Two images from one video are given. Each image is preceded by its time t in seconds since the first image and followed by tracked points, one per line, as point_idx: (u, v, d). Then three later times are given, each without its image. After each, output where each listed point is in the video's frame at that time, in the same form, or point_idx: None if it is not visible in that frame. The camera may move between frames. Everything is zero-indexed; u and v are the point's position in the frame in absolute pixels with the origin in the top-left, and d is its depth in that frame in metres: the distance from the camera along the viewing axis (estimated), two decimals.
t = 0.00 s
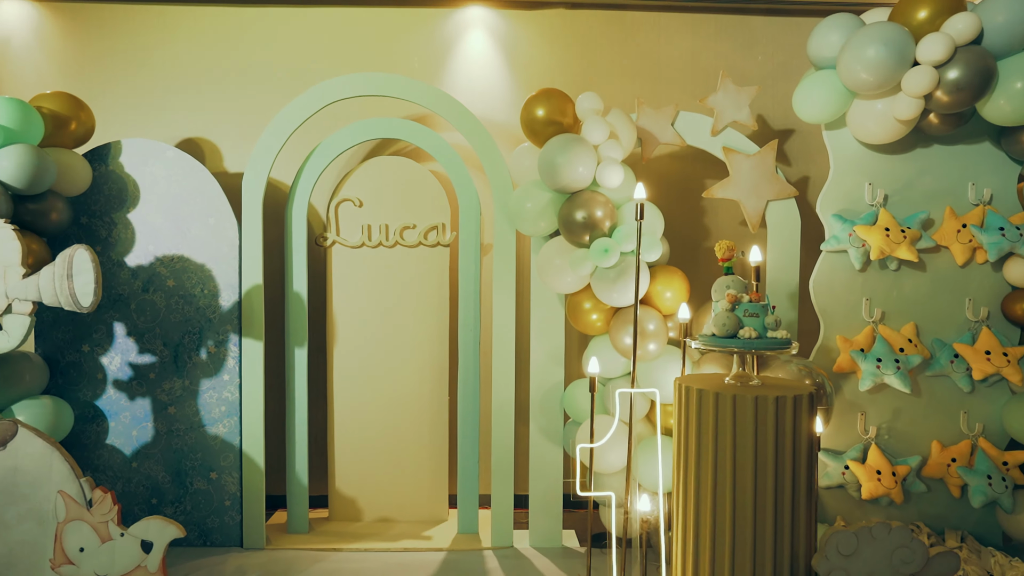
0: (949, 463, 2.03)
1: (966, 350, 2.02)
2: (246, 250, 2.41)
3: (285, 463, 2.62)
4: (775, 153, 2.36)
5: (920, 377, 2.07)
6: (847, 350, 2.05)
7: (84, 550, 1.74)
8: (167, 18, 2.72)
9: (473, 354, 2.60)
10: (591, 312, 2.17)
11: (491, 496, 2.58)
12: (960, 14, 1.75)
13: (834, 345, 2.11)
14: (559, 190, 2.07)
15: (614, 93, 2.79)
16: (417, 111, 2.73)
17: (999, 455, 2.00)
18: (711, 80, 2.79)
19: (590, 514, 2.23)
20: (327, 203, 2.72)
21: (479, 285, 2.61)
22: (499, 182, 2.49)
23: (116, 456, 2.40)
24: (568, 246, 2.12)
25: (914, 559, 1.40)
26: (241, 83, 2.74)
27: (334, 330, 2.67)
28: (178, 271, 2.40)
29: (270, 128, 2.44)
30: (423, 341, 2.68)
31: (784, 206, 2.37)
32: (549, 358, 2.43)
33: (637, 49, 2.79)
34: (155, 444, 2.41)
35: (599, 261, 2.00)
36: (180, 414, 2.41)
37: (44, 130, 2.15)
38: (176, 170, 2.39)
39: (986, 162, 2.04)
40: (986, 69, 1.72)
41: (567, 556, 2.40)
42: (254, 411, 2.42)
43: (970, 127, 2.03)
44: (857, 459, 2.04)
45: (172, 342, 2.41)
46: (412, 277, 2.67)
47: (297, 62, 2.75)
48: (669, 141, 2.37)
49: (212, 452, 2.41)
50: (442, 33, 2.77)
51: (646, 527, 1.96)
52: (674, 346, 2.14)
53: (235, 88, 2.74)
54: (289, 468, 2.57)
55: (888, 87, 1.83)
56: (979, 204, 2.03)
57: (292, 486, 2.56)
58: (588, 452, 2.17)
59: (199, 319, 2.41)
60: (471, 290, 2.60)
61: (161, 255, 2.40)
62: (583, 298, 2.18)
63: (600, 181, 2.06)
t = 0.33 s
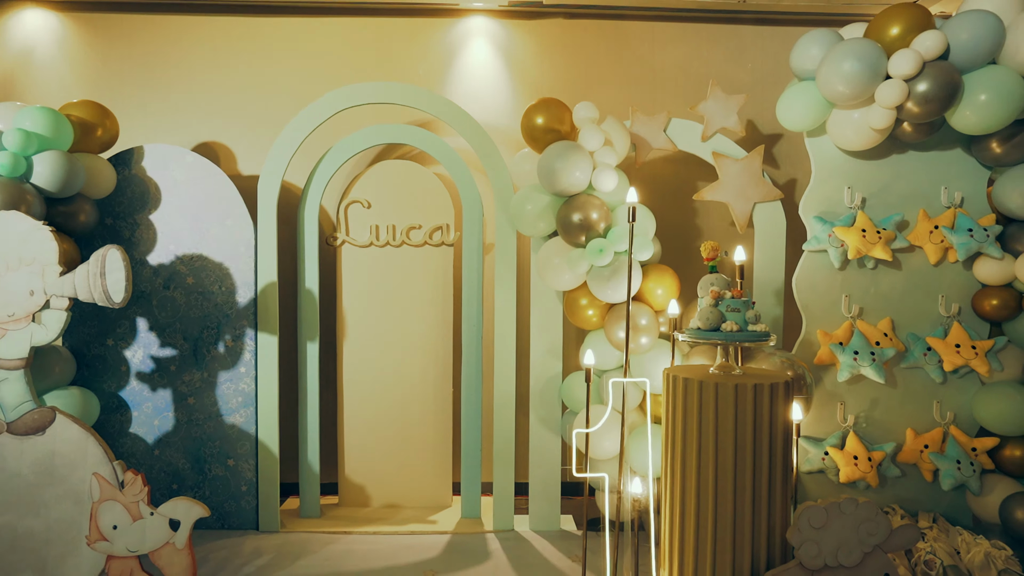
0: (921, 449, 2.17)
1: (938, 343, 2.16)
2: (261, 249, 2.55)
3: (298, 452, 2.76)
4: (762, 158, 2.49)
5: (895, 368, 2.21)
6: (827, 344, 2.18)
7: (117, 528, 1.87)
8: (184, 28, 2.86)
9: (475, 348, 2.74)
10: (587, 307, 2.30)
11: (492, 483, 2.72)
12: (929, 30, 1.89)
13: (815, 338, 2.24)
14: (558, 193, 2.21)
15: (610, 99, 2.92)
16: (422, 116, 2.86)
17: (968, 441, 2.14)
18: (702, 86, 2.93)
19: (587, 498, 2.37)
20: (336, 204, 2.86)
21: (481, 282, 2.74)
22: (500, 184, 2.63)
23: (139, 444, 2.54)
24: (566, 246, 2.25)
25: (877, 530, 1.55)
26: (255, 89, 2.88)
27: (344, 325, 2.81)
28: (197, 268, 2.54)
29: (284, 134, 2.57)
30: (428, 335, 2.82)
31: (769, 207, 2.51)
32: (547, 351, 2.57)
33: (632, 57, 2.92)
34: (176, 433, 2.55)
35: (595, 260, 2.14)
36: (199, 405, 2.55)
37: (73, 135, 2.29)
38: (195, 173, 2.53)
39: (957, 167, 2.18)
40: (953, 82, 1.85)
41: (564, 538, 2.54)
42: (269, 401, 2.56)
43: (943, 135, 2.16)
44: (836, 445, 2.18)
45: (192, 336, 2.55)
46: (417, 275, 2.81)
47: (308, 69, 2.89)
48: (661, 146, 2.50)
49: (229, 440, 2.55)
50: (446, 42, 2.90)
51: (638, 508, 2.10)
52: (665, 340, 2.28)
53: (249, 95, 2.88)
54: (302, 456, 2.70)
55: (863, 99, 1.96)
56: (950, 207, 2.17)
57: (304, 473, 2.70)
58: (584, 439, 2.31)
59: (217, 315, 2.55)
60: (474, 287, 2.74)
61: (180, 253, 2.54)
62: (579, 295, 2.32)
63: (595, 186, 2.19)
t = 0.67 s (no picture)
0: (903, 440, 2.30)
1: (918, 340, 2.28)
2: (279, 250, 2.69)
3: (313, 444, 2.90)
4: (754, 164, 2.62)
5: (878, 364, 2.35)
6: (814, 340, 2.31)
7: (149, 511, 2.00)
8: (203, 38, 3.00)
9: (481, 344, 2.87)
10: (588, 306, 2.44)
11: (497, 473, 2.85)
12: (907, 48, 2.02)
13: (803, 336, 2.38)
14: (560, 198, 2.34)
15: (609, 106, 3.05)
16: (431, 123, 3.00)
17: (946, 432, 2.26)
18: (698, 94, 3.06)
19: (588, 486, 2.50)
20: (348, 208, 2.99)
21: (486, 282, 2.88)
22: (505, 189, 2.76)
23: (163, 436, 2.68)
24: (568, 249, 2.38)
25: (855, 511, 1.69)
26: (270, 97, 3.02)
27: (356, 322, 2.94)
28: (218, 269, 2.67)
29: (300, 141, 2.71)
30: (435, 333, 2.95)
31: (761, 211, 2.64)
32: (550, 347, 2.70)
33: (630, 66, 3.06)
34: (197, 425, 2.68)
35: (596, 261, 2.27)
36: (220, 398, 2.68)
37: (102, 144, 2.41)
38: (216, 179, 2.66)
39: (937, 174, 2.31)
40: (929, 96, 1.99)
41: (567, 525, 2.68)
42: (285, 395, 2.70)
43: (923, 143, 2.30)
44: (823, 436, 2.30)
45: (212, 333, 2.68)
46: (426, 275, 2.94)
47: (321, 78, 3.02)
48: (658, 152, 2.63)
49: (248, 431, 2.69)
50: (453, 52, 3.03)
51: (636, 494, 2.23)
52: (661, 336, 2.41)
53: (264, 102, 3.02)
54: (316, 447, 2.84)
55: (846, 111, 2.10)
56: (930, 211, 2.31)
57: (318, 463, 2.84)
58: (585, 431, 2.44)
59: (236, 313, 2.68)
60: (480, 286, 2.87)
61: (202, 255, 2.67)
62: (581, 294, 2.45)
63: (595, 191, 2.32)
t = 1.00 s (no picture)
0: (884, 429, 2.44)
1: (898, 336, 2.43)
2: (294, 251, 2.84)
3: (327, 435, 3.05)
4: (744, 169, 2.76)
5: (860, 357, 2.50)
6: (800, 335, 2.46)
7: (178, 494, 2.14)
8: (221, 49, 3.15)
9: (485, 340, 3.01)
10: (587, 303, 2.59)
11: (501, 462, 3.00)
12: (885, 62, 2.17)
13: (789, 331, 2.52)
14: (561, 202, 2.49)
15: (608, 113, 3.20)
16: (438, 130, 3.15)
17: (924, 422, 2.41)
18: (692, 102, 3.21)
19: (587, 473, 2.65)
20: (360, 210, 3.14)
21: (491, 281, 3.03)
22: (509, 193, 2.91)
23: (185, 427, 2.83)
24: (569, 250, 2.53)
25: (833, 491, 1.83)
26: (285, 105, 3.17)
27: (367, 319, 3.09)
28: (237, 269, 2.82)
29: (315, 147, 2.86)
30: (443, 329, 3.10)
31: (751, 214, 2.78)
32: (552, 342, 2.85)
33: (628, 75, 3.20)
34: (217, 417, 2.83)
35: (595, 262, 2.42)
36: (239, 391, 2.83)
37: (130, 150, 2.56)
38: (235, 183, 2.81)
39: (916, 179, 2.46)
40: (905, 108, 2.14)
41: (567, 511, 2.83)
42: (300, 388, 2.84)
43: (903, 150, 2.45)
44: (808, 426, 2.45)
45: (232, 330, 2.83)
46: (434, 274, 3.09)
47: (334, 86, 3.17)
48: (654, 158, 2.78)
49: (265, 422, 2.84)
50: (459, 61, 3.18)
51: (632, 479, 2.38)
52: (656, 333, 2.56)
53: (279, 110, 3.17)
54: (329, 438, 2.98)
55: (829, 121, 2.25)
56: (909, 214, 2.45)
57: (331, 453, 2.99)
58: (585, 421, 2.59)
59: (255, 310, 2.83)
60: (485, 285, 3.02)
61: (222, 255, 2.82)
62: (581, 292, 2.60)
63: (595, 196, 2.47)
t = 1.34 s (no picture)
0: (860, 420, 2.60)
1: (873, 333, 2.60)
2: (306, 253, 3.00)
3: (337, 427, 3.21)
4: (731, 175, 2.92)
5: (839, 353, 2.67)
6: (782, 332, 2.61)
7: (202, 480, 2.29)
8: (236, 61, 3.32)
9: (486, 338, 3.18)
10: (583, 302, 2.75)
11: (501, 453, 3.17)
12: (858, 78, 2.34)
13: (772, 328, 2.69)
14: (558, 207, 2.66)
15: (603, 122, 3.37)
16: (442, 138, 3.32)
17: (898, 413, 2.57)
18: (683, 111, 3.38)
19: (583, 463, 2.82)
20: (368, 215, 3.31)
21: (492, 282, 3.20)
22: (509, 198, 3.08)
23: (203, 419, 3.00)
24: (565, 253, 2.70)
25: (806, 474, 2.00)
26: (297, 114, 3.34)
27: (375, 318, 3.26)
28: (253, 271, 2.99)
29: (326, 155, 3.03)
30: (446, 327, 3.26)
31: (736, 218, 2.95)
32: (549, 340, 3.01)
33: (622, 85, 3.37)
34: (234, 410, 3.00)
35: (589, 264, 2.60)
36: (254, 386, 3.00)
37: (153, 159, 2.73)
38: (251, 189, 2.98)
39: (890, 186, 2.63)
40: (876, 121, 2.30)
41: (564, 498, 2.99)
42: (312, 383, 3.01)
43: (878, 158, 2.61)
44: (789, 417, 2.61)
45: (248, 328, 3.00)
46: (438, 276, 3.26)
47: (342, 97, 3.34)
48: (645, 166, 2.94)
49: (279, 415, 3.00)
50: (461, 73, 3.35)
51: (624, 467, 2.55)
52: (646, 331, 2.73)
53: (291, 119, 3.34)
54: (339, 431, 3.15)
55: (807, 132, 2.41)
56: (884, 219, 2.62)
57: (341, 445, 3.15)
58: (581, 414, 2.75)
59: (269, 309, 3.00)
60: (486, 286, 3.18)
61: (238, 257, 2.99)
62: (576, 292, 2.77)
63: (589, 202, 2.63)
